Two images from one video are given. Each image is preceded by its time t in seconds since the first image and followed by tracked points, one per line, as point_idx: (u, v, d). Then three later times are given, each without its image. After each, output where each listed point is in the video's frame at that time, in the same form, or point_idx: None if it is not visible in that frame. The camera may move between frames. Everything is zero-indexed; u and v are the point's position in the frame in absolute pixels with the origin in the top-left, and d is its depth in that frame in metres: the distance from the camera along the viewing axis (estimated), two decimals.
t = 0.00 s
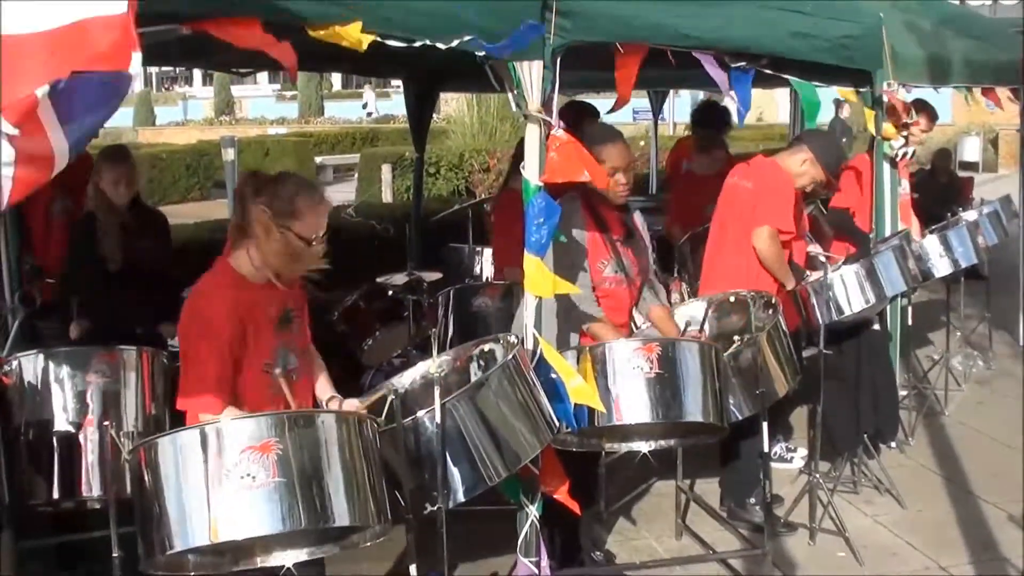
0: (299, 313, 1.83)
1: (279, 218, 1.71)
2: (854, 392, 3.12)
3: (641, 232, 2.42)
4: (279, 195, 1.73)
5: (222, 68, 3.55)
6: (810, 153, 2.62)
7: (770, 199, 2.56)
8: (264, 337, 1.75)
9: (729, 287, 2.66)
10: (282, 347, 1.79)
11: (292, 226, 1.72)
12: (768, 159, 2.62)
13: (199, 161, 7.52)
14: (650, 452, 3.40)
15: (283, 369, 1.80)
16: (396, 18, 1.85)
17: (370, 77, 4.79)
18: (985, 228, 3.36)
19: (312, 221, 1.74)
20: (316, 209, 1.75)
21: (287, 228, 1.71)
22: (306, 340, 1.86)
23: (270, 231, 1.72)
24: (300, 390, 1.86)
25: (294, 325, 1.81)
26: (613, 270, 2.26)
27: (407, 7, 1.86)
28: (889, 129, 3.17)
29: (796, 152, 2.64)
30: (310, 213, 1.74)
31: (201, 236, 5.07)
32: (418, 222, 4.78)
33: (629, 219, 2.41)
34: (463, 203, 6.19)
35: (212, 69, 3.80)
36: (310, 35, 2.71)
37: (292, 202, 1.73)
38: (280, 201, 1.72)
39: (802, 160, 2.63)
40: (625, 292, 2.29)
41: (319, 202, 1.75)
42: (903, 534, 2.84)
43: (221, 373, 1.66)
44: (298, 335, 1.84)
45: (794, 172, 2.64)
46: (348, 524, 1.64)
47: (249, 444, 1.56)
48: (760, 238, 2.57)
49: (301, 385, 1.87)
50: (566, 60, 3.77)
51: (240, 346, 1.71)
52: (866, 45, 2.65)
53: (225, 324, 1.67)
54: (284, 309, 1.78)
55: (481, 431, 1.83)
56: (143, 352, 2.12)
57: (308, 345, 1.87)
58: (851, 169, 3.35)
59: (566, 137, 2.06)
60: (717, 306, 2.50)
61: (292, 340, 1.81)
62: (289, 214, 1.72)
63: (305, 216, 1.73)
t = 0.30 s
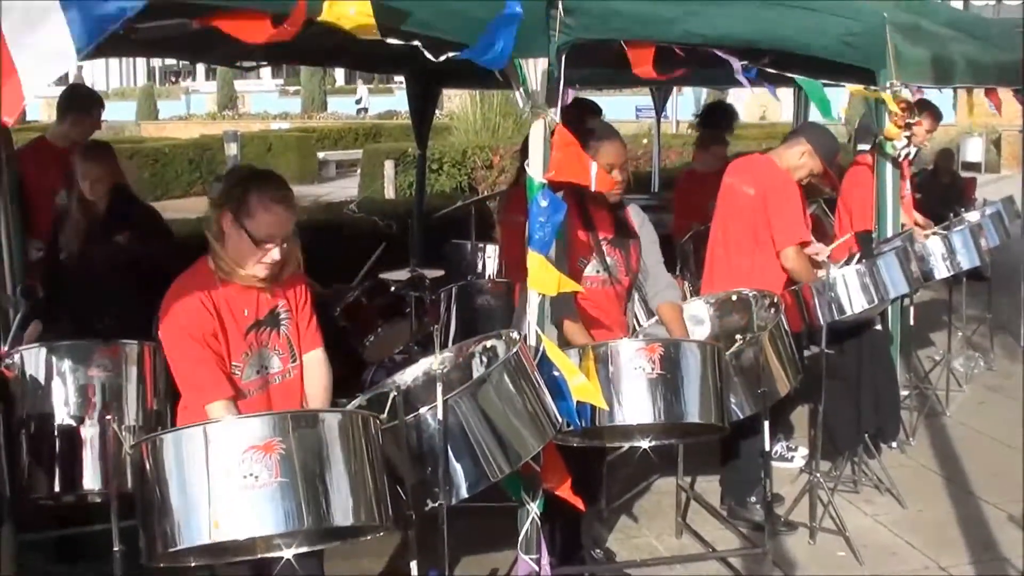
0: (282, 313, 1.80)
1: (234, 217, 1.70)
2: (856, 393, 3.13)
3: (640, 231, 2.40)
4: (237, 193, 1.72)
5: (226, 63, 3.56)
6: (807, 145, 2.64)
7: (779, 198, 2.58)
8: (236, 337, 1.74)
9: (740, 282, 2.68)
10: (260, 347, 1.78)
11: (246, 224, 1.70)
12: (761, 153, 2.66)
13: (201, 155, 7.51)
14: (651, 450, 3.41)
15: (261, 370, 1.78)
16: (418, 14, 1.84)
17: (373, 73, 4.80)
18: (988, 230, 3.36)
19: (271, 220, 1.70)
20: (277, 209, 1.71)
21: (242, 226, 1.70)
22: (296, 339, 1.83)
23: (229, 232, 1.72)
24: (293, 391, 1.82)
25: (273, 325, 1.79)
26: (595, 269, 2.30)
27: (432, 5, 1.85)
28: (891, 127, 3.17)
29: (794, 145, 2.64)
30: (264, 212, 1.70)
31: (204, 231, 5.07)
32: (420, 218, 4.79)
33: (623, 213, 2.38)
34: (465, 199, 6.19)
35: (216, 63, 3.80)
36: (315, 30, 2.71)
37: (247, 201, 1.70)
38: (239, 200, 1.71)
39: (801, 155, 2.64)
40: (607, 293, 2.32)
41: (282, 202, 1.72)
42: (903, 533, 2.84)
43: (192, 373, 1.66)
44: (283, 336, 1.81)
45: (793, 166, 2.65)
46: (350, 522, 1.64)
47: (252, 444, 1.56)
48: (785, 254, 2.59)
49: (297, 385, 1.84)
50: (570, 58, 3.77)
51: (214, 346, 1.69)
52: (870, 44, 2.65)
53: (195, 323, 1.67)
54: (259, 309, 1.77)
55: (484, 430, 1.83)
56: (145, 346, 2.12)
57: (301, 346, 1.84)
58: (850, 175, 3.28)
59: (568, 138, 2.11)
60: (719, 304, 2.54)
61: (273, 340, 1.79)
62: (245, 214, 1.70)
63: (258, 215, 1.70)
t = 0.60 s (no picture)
0: (280, 311, 1.80)
1: (254, 220, 1.67)
2: (859, 394, 3.12)
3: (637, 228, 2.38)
4: (256, 197, 1.68)
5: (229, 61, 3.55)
6: (818, 154, 2.62)
7: (776, 204, 2.54)
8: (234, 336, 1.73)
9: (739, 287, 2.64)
10: (258, 346, 1.78)
11: (264, 228, 1.67)
12: (773, 158, 2.62)
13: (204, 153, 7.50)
14: (653, 450, 3.41)
15: (258, 368, 1.78)
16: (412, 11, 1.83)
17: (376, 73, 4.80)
18: (990, 233, 3.35)
19: (292, 224, 1.69)
20: (297, 214, 1.69)
21: (260, 229, 1.67)
22: (293, 338, 1.82)
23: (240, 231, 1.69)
24: (288, 389, 1.82)
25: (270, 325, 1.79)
26: (594, 270, 2.28)
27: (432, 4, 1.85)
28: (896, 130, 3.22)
29: (805, 154, 2.62)
30: (286, 217, 1.68)
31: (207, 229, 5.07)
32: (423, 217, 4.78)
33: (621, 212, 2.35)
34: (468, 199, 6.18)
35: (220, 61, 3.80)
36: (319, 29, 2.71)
37: (269, 205, 1.67)
38: (258, 203, 1.67)
39: (811, 161, 2.62)
40: (606, 292, 2.31)
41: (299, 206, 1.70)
42: (905, 535, 2.84)
43: (194, 374, 1.65)
44: (279, 334, 1.81)
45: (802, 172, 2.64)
46: (353, 521, 1.64)
47: (255, 441, 1.56)
48: (753, 256, 2.56)
49: (292, 382, 1.84)
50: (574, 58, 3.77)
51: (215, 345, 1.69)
52: (874, 46, 2.64)
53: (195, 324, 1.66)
54: (258, 309, 1.77)
55: (486, 430, 1.83)
56: (147, 344, 2.11)
57: (297, 344, 1.83)
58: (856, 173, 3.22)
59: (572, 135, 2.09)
60: (722, 305, 2.52)
61: (269, 340, 1.79)
62: (265, 216, 1.67)
63: (281, 220, 1.68)
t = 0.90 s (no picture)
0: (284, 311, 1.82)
1: (272, 223, 1.67)
2: (862, 395, 3.12)
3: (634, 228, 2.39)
4: (276, 198, 1.67)
5: (234, 64, 3.57)
6: (816, 150, 2.60)
7: (779, 209, 2.52)
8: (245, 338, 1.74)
9: (736, 288, 2.65)
10: (267, 347, 1.79)
11: (281, 231, 1.67)
12: (772, 159, 2.63)
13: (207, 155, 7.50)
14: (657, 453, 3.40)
15: (267, 368, 1.79)
16: (419, 14, 1.84)
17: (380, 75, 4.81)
18: (993, 233, 3.35)
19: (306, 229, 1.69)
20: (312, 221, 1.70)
21: (277, 233, 1.67)
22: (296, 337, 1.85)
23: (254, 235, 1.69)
24: (294, 388, 1.84)
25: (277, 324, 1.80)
26: (597, 271, 2.28)
27: (436, 7, 1.86)
28: (897, 131, 3.17)
29: (799, 149, 2.62)
30: (302, 223, 1.68)
31: (210, 231, 5.08)
32: (426, 219, 4.79)
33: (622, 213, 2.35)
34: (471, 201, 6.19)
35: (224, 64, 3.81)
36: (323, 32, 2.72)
37: (286, 209, 1.67)
38: (274, 206, 1.67)
39: (809, 158, 2.61)
40: (608, 294, 2.31)
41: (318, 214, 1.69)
42: (908, 537, 2.83)
43: (200, 378, 1.66)
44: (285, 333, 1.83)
45: (801, 168, 2.63)
46: (354, 520, 1.64)
47: (256, 439, 1.57)
48: (753, 251, 2.53)
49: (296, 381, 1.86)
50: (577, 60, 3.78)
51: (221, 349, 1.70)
52: (877, 47, 2.65)
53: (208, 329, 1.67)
54: (264, 310, 1.77)
55: (488, 431, 1.83)
56: (149, 346, 2.11)
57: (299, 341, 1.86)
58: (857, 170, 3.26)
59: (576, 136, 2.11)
60: (726, 307, 2.50)
61: (276, 339, 1.81)
62: (281, 220, 1.67)
63: (296, 226, 1.68)
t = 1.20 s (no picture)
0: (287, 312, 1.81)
1: (275, 229, 1.70)
2: (863, 395, 3.12)
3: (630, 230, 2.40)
4: (281, 205, 1.70)
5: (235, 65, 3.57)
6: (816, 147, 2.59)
7: (781, 209, 2.52)
8: (256, 338, 1.73)
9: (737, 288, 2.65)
10: (273, 346, 1.78)
11: (285, 237, 1.70)
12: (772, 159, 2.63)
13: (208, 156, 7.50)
14: (658, 454, 3.41)
15: (276, 367, 1.78)
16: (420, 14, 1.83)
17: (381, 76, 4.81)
18: (994, 234, 3.35)
19: (309, 238, 1.71)
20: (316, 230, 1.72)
21: (280, 238, 1.70)
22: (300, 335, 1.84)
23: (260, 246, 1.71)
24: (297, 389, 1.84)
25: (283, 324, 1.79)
26: (606, 271, 2.30)
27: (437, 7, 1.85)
28: (898, 132, 3.18)
29: (798, 148, 2.62)
30: (306, 230, 1.71)
31: (211, 232, 5.08)
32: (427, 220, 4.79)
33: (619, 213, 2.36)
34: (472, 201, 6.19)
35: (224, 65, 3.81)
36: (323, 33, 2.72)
37: (290, 216, 1.70)
38: (278, 214, 1.70)
39: (810, 155, 2.61)
40: (618, 293, 2.33)
41: (321, 220, 1.72)
42: (910, 537, 2.83)
43: (203, 382, 1.64)
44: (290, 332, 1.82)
45: (803, 166, 2.62)
46: (355, 521, 1.64)
47: (257, 441, 1.56)
48: (754, 251, 2.53)
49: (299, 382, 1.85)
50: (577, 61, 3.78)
51: (228, 352, 1.68)
52: (878, 47, 2.65)
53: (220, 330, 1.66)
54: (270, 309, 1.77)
55: (489, 431, 1.83)
56: (150, 347, 2.11)
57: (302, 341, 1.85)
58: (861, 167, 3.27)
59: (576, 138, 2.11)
60: (726, 307, 2.52)
61: (282, 338, 1.80)
62: (285, 228, 1.70)
63: (299, 233, 1.70)
